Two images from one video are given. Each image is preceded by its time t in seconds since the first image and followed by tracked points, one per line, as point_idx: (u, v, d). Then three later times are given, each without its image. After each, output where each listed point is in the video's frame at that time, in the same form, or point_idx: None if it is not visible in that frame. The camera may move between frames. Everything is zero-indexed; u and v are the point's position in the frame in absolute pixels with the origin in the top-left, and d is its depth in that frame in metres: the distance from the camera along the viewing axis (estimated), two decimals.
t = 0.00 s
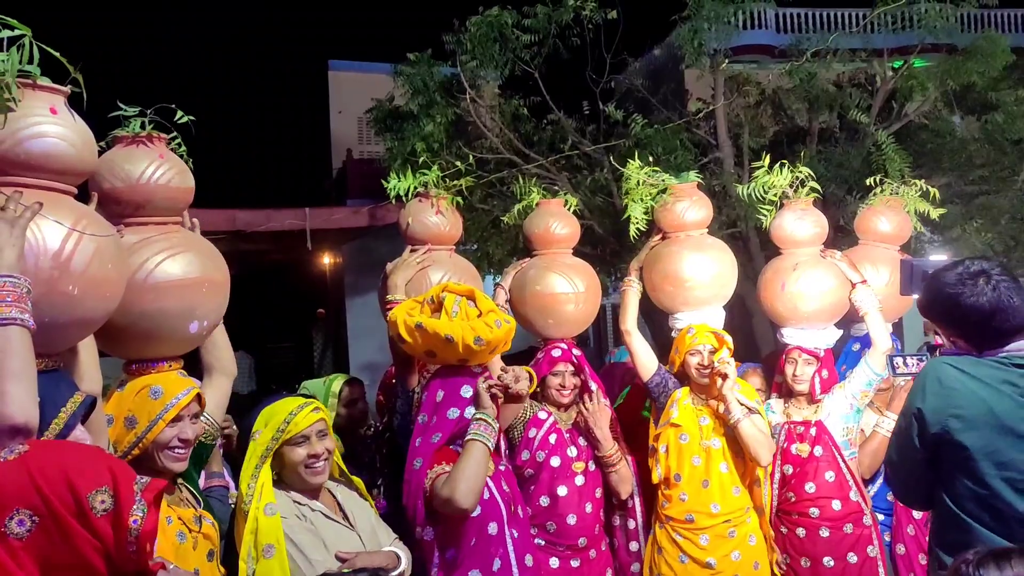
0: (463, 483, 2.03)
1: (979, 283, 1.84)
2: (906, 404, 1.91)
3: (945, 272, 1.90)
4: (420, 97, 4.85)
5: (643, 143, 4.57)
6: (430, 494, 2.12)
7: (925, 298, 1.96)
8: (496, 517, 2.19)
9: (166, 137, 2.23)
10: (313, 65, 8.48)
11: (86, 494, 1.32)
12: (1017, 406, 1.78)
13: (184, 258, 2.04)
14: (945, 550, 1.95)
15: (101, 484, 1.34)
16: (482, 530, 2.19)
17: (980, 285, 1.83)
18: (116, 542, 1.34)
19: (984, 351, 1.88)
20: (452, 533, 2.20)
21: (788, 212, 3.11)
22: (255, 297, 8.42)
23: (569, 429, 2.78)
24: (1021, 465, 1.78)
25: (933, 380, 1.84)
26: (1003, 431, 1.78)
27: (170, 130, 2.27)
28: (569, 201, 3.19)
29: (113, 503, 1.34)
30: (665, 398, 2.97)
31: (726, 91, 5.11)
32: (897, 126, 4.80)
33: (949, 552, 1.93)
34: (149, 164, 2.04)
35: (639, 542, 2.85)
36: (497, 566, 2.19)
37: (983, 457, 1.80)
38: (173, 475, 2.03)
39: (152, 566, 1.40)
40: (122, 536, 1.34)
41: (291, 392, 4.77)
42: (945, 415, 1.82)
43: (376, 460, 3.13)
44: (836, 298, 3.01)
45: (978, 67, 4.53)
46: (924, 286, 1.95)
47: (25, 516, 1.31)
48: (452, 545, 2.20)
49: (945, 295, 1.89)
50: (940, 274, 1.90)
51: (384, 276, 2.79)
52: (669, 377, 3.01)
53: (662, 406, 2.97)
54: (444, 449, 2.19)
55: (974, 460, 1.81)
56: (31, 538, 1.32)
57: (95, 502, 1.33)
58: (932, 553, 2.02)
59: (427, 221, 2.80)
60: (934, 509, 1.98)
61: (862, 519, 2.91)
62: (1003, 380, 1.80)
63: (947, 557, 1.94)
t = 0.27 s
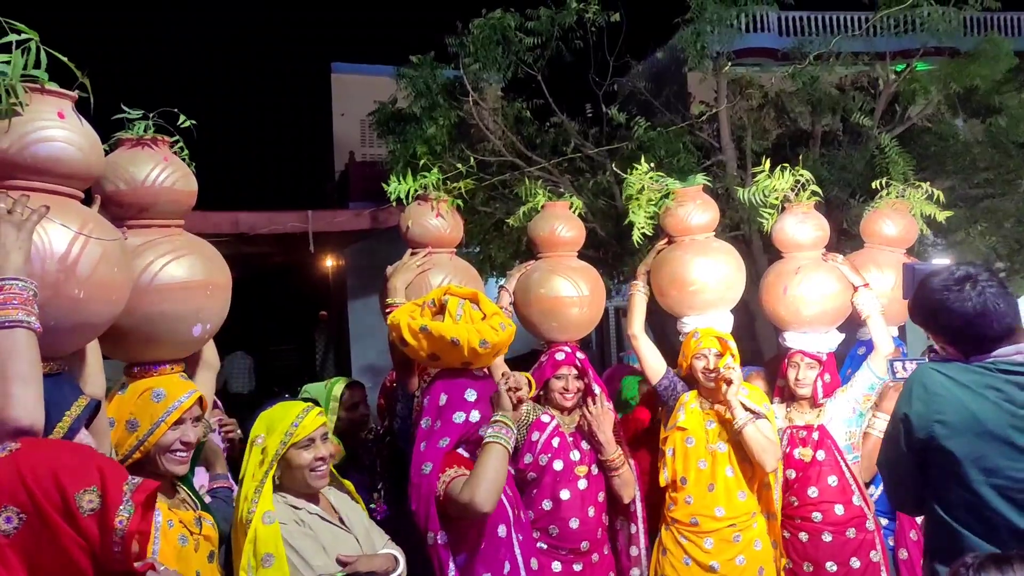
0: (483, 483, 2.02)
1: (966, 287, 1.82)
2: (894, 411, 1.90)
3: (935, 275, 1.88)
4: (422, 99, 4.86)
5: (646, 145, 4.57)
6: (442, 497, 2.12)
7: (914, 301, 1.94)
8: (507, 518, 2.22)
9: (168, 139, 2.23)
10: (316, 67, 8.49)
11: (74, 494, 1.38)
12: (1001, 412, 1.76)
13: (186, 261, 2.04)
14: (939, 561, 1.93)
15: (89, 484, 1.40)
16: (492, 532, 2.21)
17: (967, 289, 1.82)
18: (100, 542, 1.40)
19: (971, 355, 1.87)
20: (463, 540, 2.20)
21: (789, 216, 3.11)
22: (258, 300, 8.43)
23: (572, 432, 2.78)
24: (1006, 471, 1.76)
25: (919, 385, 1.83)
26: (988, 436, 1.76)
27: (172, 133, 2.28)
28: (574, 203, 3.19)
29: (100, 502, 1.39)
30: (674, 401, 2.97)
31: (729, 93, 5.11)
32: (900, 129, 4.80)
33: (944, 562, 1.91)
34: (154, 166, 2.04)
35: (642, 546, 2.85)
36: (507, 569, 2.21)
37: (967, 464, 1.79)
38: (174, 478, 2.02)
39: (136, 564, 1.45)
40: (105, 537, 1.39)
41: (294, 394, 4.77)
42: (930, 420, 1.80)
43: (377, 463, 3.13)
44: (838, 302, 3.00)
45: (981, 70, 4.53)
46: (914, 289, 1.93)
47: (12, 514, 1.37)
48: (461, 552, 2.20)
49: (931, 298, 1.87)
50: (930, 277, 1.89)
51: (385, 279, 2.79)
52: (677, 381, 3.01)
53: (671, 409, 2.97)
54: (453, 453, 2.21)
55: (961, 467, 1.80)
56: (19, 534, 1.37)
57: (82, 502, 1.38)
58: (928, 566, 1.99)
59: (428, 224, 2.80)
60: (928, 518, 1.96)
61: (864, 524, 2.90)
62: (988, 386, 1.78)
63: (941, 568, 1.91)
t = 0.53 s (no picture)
0: (489, 473, 2.03)
1: (954, 292, 1.81)
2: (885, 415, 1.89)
3: (927, 279, 1.88)
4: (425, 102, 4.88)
5: (648, 148, 4.58)
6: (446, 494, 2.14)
7: (906, 306, 1.94)
8: (509, 517, 2.24)
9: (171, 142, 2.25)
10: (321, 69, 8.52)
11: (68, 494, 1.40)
12: (986, 417, 1.72)
13: (189, 261, 2.06)
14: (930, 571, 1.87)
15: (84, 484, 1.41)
16: (496, 531, 2.23)
17: (956, 294, 1.81)
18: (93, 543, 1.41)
19: (961, 361, 1.83)
20: (466, 537, 2.23)
21: (792, 219, 3.12)
22: (261, 301, 8.45)
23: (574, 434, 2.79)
24: (991, 477, 1.72)
25: (907, 388, 1.82)
26: (973, 440, 1.72)
27: (174, 135, 2.29)
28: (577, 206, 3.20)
29: (95, 503, 1.41)
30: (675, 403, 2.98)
31: (732, 96, 5.13)
32: (903, 132, 4.81)
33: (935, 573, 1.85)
34: (156, 168, 2.06)
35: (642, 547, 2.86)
36: (511, 568, 2.24)
37: (952, 468, 1.74)
38: (180, 477, 2.03)
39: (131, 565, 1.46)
40: (99, 536, 1.41)
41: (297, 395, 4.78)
42: (915, 425, 1.78)
43: (380, 464, 3.14)
44: (841, 305, 3.01)
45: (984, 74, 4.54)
46: (906, 292, 1.93)
47: (8, 513, 1.39)
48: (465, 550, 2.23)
49: (921, 301, 1.86)
50: (922, 281, 1.88)
51: (388, 281, 2.80)
52: (678, 382, 3.02)
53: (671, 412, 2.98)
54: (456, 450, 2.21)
55: (947, 472, 1.75)
56: (13, 533, 1.39)
57: (76, 503, 1.40)
58: None
59: (431, 226, 2.81)
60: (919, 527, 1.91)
61: (867, 527, 2.91)
62: (975, 392, 1.75)
63: None
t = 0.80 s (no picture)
0: (485, 476, 2.03)
1: (939, 296, 1.79)
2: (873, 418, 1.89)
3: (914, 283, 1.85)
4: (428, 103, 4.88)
5: (651, 149, 4.59)
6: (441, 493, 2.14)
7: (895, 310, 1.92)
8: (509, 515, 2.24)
9: (171, 141, 2.26)
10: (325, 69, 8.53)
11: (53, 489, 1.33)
12: (967, 422, 1.71)
13: (190, 259, 2.06)
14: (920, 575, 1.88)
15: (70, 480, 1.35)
16: (496, 531, 2.22)
17: (941, 298, 1.78)
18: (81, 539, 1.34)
19: (949, 365, 1.80)
20: (463, 535, 2.20)
21: (794, 220, 3.12)
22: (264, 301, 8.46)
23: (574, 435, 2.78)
24: (973, 482, 1.71)
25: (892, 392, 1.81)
26: (956, 446, 1.72)
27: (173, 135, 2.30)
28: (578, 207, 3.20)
29: (81, 500, 1.34)
30: (674, 403, 2.98)
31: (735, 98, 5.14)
32: (906, 134, 4.81)
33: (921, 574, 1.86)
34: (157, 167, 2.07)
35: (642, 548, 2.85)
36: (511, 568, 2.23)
37: (935, 474, 1.75)
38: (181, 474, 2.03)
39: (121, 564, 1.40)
40: (88, 532, 1.34)
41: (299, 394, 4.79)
42: (900, 429, 1.79)
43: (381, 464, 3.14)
44: (841, 307, 3.02)
45: (987, 76, 4.54)
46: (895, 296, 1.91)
47: None
48: (464, 548, 2.21)
49: (907, 305, 1.84)
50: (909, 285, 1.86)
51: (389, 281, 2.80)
52: (678, 383, 3.02)
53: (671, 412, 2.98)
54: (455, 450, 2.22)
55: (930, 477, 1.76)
56: None
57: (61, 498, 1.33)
58: None
59: (433, 226, 2.82)
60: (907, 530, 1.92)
61: (867, 529, 2.90)
62: (958, 396, 1.73)
63: None
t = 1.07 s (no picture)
0: (476, 475, 2.00)
1: (936, 300, 1.79)
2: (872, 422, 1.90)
3: (914, 287, 1.86)
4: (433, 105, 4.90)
5: (656, 152, 4.59)
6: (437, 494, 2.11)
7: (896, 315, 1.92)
8: (509, 518, 2.22)
9: (178, 142, 2.27)
10: (331, 70, 8.55)
11: (49, 490, 1.33)
12: (962, 426, 1.71)
13: (196, 259, 2.08)
14: None
15: (67, 481, 1.35)
16: (496, 534, 2.20)
17: (938, 301, 1.78)
18: (77, 539, 1.35)
19: (946, 369, 1.80)
20: (463, 538, 2.17)
21: (800, 224, 3.12)
22: (268, 301, 8.50)
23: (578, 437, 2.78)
24: (966, 487, 1.71)
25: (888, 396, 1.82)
26: (950, 451, 1.72)
27: (181, 136, 2.31)
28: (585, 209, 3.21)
29: (79, 500, 1.35)
30: (678, 406, 2.99)
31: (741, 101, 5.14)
32: (912, 138, 4.80)
33: None
34: (163, 168, 2.08)
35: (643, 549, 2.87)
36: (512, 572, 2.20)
37: (929, 478, 1.75)
38: (187, 473, 2.05)
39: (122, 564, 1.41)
40: (86, 532, 1.35)
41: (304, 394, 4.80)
42: (895, 432, 1.81)
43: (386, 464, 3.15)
44: (846, 311, 3.01)
45: (994, 79, 4.52)
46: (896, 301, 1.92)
47: None
48: (466, 551, 2.17)
49: (906, 309, 1.84)
50: (909, 289, 1.87)
51: (395, 282, 2.81)
52: (682, 386, 3.03)
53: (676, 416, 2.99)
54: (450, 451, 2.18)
55: (925, 481, 1.76)
56: None
57: (58, 499, 1.34)
58: None
59: (439, 228, 2.82)
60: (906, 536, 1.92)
61: (871, 532, 2.90)
62: (952, 401, 1.73)
63: None
